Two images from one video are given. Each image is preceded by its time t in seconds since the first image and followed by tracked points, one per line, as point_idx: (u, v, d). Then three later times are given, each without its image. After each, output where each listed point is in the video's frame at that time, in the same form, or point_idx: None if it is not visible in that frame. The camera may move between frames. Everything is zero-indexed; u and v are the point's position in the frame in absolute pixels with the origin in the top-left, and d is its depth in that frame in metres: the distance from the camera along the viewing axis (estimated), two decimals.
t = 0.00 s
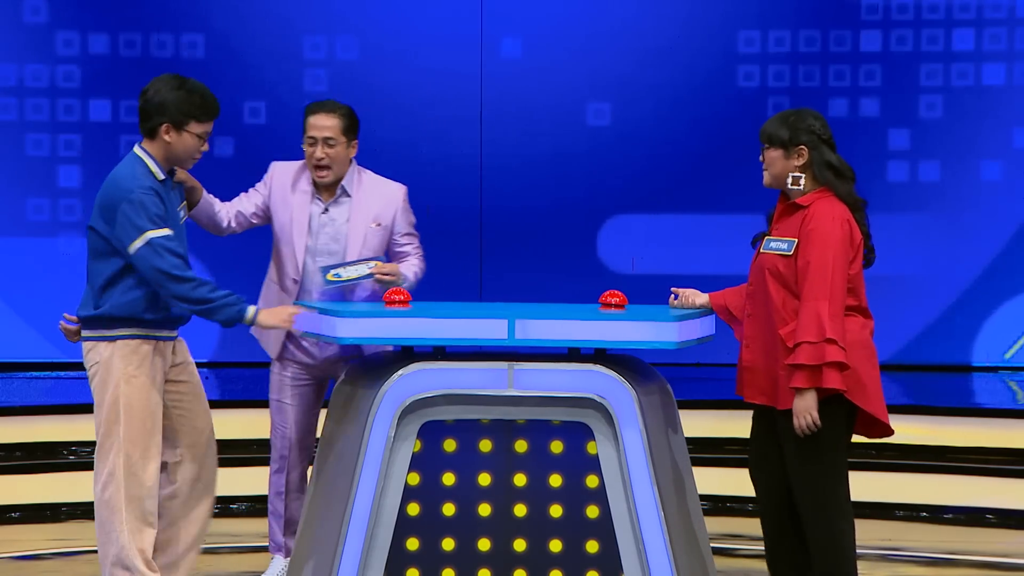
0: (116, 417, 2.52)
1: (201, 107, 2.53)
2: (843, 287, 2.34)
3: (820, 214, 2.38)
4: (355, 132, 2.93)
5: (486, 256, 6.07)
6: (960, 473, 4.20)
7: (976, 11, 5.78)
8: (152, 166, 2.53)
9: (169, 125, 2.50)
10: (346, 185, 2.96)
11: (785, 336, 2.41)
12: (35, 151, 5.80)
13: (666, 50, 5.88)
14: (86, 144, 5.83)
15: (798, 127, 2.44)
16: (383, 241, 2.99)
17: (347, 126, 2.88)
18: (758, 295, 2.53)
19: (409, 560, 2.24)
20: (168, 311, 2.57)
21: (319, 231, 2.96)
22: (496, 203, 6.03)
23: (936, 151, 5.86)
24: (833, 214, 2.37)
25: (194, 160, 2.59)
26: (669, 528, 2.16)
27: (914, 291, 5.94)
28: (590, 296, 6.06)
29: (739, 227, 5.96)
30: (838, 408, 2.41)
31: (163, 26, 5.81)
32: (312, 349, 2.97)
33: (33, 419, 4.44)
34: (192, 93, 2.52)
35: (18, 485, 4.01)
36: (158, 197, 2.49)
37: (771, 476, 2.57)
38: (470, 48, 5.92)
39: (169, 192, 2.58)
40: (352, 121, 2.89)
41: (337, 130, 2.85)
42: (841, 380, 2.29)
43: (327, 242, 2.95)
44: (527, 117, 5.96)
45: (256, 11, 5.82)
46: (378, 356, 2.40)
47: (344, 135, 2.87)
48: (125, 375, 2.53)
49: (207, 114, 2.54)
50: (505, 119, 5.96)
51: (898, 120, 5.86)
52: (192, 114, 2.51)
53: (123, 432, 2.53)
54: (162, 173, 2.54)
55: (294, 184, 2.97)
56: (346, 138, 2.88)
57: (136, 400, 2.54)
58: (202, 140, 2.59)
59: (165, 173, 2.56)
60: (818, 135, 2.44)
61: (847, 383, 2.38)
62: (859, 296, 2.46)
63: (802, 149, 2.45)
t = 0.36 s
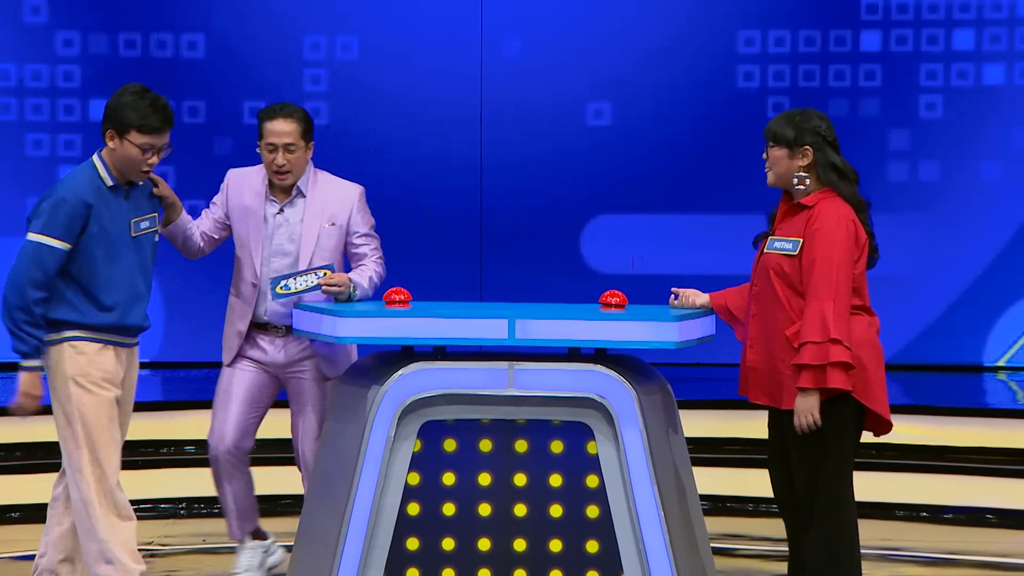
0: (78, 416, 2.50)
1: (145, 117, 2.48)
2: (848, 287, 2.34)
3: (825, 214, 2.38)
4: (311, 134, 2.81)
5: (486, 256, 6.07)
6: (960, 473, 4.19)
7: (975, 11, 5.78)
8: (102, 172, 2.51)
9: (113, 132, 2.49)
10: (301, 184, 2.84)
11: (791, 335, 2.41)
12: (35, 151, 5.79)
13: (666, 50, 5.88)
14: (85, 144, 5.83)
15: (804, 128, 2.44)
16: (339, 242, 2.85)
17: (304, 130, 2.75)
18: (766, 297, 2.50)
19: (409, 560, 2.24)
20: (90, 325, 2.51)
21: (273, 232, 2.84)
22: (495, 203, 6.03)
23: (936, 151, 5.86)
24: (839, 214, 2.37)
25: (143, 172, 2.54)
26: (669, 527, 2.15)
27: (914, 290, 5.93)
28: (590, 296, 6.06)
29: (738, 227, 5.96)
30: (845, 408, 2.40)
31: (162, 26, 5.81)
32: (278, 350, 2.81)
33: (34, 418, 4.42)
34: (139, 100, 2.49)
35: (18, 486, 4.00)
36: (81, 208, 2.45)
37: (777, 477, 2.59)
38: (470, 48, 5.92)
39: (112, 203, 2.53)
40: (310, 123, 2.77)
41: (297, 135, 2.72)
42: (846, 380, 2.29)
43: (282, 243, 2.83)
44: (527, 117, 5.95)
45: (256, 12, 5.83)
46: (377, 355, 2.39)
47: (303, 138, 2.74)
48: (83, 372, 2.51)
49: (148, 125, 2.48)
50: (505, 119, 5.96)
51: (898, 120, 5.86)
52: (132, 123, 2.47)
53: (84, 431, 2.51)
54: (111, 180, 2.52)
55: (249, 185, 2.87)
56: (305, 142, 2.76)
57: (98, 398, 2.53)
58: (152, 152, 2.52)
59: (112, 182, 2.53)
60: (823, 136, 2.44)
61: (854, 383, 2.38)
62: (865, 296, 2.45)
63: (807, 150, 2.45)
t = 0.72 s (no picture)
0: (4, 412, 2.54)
1: (88, 115, 2.48)
2: (856, 279, 2.33)
3: (829, 207, 2.38)
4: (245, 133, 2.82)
5: (486, 256, 6.07)
6: (960, 472, 4.18)
7: (976, 11, 5.78)
8: (50, 168, 2.57)
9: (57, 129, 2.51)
10: (235, 186, 2.87)
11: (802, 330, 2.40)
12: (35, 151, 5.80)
13: (666, 50, 5.88)
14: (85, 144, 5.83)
15: (806, 130, 2.45)
16: (278, 239, 2.89)
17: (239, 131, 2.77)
18: (769, 296, 2.52)
19: (409, 560, 2.23)
20: (30, 320, 2.56)
21: (211, 238, 2.86)
22: (495, 203, 6.03)
23: (936, 151, 5.86)
24: (842, 207, 2.37)
25: (89, 168, 2.55)
26: (669, 527, 2.16)
27: (915, 290, 5.94)
28: (590, 296, 6.06)
29: (739, 227, 5.96)
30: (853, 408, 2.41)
31: (162, 26, 5.80)
32: (217, 354, 2.87)
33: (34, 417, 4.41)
34: (84, 98, 2.49)
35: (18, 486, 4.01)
36: (22, 205, 2.51)
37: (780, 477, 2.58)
38: (470, 48, 5.92)
39: (60, 199, 2.58)
40: (242, 123, 2.78)
41: (234, 136, 2.74)
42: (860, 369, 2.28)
43: (220, 248, 2.86)
44: (527, 117, 5.95)
45: (256, 12, 5.83)
46: (379, 355, 2.39)
47: (239, 139, 2.76)
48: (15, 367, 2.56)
49: (90, 122, 2.48)
50: (505, 119, 5.96)
51: (898, 120, 5.86)
52: (75, 120, 2.48)
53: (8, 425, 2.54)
54: (57, 176, 2.57)
55: (184, 193, 2.87)
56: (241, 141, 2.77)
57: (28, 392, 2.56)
58: (95, 150, 2.53)
59: (59, 178, 2.57)
60: (825, 140, 2.45)
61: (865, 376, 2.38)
62: (875, 291, 2.45)
63: (808, 152, 2.45)
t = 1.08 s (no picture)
0: None
1: (24, 111, 2.46)
2: (854, 283, 2.33)
3: (827, 213, 2.38)
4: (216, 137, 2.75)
5: (486, 256, 6.07)
6: (959, 472, 4.18)
7: (975, 11, 5.78)
8: None
9: None
10: (213, 184, 2.84)
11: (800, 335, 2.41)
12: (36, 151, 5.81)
13: (666, 50, 5.88)
14: (86, 144, 5.83)
15: (796, 134, 2.44)
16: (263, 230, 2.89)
17: (210, 135, 2.70)
18: (768, 306, 2.51)
19: (409, 560, 2.23)
20: None
21: (201, 240, 2.82)
22: (496, 203, 6.03)
23: (936, 151, 5.86)
24: (839, 211, 2.38)
25: (30, 165, 2.54)
26: (670, 528, 2.16)
27: (915, 290, 5.94)
28: (591, 296, 6.06)
29: (739, 227, 5.96)
30: (854, 407, 2.41)
31: (162, 26, 5.80)
32: (211, 358, 2.84)
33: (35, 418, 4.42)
34: (23, 94, 2.48)
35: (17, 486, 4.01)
36: None
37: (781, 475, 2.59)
38: (470, 48, 5.92)
39: None
40: (212, 125, 2.71)
41: (202, 140, 2.67)
42: (852, 376, 2.29)
43: (210, 248, 2.82)
44: (527, 117, 5.95)
45: (256, 12, 5.83)
46: (379, 355, 2.40)
47: (208, 143, 2.69)
48: None
49: (27, 118, 2.46)
50: (505, 119, 5.96)
51: (898, 120, 5.86)
52: (10, 117, 2.46)
53: None
54: None
55: (162, 200, 2.80)
56: (211, 144, 2.70)
57: None
58: (35, 147, 2.51)
59: None
60: (815, 142, 2.45)
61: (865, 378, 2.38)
62: (873, 292, 2.46)
63: (800, 157, 2.45)
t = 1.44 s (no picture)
0: None
1: None
2: (859, 284, 2.35)
3: (830, 212, 2.39)
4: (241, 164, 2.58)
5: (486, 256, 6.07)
6: (960, 472, 4.18)
7: (975, 11, 5.77)
8: None
9: None
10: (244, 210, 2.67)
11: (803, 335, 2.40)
12: (36, 151, 5.82)
13: (666, 50, 5.88)
14: (86, 144, 5.83)
15: (798, 131, 2.45)
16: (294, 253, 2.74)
17: (232, 161, 2.52)
18: (768, 300, 2.50)
19: (409, 561, 2.23)
20: None
21: (240, 265, 2.64)
22: (496, 203, 6.02)
23: (936, 151, 5.86)
24: (843, 212, 2.38)
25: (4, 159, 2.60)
26: (669, 528, 2.16)
27: (915, 290, 5.94)
28: (591, 296, 6.05)
29: (739, 227, 5.96)
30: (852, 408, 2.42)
31: (162, 26, 5.80)
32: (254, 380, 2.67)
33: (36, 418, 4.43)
34: None
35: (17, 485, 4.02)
36: None
37: (778, 475, 2.58)
38: (470, 48, 5.92)
39: None
40: (234, 152, 2.52)
41: (224, 168, 2.49)
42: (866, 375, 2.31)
43: (250, 274, 2.64)
44: (527, 117, 5.95)
45: (256, 12, 5.83)
46: (377, 355, 2.40)
47: (230, 170, 2.51)
48: None
49: None
50: (505, 119, 5.96)
51: (898, 120, 5.86)
52: None
53: None
54: None
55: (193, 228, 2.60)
56: (233, 173, 2.52)
57: None
58: (9, 140, 2.57)
59: None
60: (818, 138, 2.45)
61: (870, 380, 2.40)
62: (873, 293, 2.47)
63: (805, 153, 2.45)
